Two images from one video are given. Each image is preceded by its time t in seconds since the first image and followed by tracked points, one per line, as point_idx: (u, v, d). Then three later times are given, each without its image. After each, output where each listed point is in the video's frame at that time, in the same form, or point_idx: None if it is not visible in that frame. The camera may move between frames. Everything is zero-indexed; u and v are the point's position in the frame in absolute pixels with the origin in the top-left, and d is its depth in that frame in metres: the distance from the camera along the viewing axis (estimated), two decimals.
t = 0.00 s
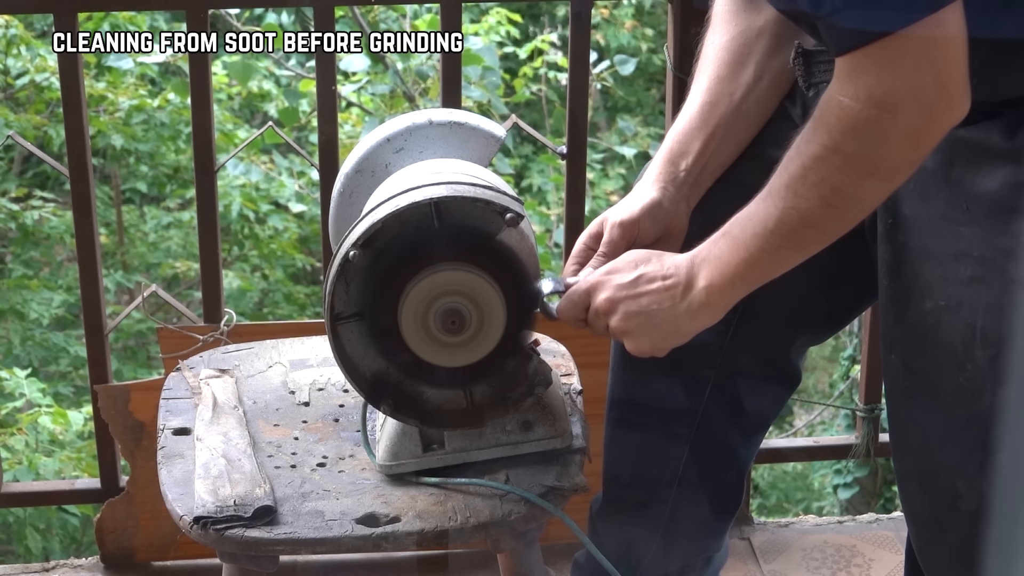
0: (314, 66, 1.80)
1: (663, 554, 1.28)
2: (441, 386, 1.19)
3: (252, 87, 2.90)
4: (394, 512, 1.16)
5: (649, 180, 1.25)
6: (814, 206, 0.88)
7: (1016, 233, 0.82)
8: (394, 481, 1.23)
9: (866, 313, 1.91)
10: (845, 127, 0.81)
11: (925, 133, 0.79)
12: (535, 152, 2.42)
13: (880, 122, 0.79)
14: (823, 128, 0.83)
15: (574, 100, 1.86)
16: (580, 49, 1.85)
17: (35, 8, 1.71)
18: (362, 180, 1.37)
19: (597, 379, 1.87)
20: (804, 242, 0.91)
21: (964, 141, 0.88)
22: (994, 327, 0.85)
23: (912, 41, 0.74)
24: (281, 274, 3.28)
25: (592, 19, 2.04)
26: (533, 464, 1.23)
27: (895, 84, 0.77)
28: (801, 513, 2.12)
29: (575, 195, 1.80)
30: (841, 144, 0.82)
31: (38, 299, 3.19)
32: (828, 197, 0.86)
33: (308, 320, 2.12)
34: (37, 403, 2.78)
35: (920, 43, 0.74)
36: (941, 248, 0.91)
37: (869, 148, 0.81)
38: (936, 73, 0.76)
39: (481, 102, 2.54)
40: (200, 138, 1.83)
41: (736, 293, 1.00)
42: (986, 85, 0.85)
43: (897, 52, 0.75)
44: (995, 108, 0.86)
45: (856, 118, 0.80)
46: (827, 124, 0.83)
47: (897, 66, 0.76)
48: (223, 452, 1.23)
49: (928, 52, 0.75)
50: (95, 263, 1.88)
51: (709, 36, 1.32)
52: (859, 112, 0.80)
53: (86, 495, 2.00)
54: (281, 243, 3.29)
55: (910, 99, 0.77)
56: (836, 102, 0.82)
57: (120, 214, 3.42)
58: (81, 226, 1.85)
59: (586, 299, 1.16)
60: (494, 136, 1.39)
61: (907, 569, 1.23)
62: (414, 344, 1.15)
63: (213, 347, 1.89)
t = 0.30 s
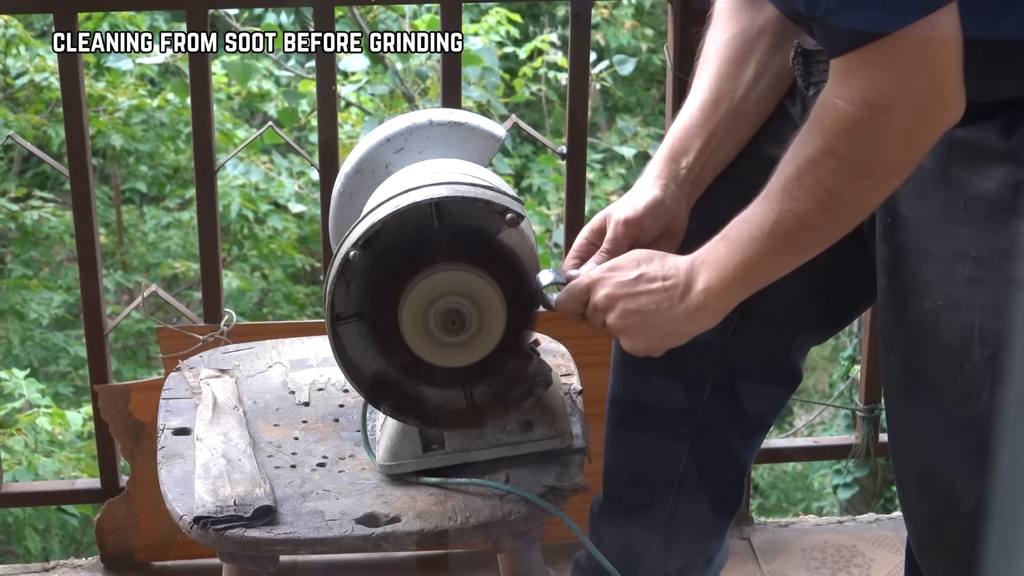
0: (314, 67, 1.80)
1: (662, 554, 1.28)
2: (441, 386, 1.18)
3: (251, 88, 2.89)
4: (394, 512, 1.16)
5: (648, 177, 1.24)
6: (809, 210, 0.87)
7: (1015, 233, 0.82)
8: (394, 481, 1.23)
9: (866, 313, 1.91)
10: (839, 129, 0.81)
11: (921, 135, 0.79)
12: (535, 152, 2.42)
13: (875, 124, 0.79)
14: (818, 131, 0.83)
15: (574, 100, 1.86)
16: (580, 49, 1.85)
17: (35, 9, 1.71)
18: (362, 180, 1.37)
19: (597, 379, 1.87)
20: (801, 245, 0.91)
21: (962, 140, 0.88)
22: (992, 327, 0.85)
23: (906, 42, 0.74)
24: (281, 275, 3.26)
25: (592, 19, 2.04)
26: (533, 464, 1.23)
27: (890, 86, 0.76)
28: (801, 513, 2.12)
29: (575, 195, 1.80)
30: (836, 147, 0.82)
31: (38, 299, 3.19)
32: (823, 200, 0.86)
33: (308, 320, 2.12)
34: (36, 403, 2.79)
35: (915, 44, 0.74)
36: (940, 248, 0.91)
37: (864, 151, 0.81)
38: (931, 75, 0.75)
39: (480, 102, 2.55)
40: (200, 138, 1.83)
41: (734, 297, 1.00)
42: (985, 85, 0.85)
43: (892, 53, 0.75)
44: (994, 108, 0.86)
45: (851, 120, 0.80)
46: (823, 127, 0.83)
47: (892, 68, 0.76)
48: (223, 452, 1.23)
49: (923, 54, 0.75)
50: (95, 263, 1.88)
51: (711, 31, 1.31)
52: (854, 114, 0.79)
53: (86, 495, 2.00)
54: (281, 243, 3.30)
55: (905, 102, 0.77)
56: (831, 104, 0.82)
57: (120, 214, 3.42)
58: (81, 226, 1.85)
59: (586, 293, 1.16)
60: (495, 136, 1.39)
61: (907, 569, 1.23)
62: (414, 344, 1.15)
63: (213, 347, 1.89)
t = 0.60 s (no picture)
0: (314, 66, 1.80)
1: (663, 554, 1.28)
2: (442, 386, 1.18)
3: (251, 88, 2.89)
4: (394, 512, 1.16)
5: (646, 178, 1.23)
6: (807, 217, 0.88)
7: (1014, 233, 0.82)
8: (394, 481, 1.23)
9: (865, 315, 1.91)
10: (835, 134, 0.82)
11: (917, 137, 0.79)
12: (535, 152, 2.42)
13: (872, 128, 0.79)
14: (816, 138, 0.84)
15: (574, 100, 1.86)
16: (580, 48, 1.85)
17: (35, 9, 1.71)
18: (362, 180, 1.37)
19: (597, 380, 1.87)
20: (801, 254, 0.91)
21: (962, 141, 0.88)
22: (992, 328, 0.85)
23: (899, 43, 0.75)
24: (281, 274, 3.27)
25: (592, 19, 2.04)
26: (533, 464, 1.23)
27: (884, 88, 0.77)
28: (801, 513, 2.12)
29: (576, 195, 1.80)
30: (834, 153, 0.83)
31: (37, 299, 3.19)
32: (821, 208, 0.86)
33: (308, 320, 2.12)
34: (34, 403, 2.79)
35: (908, 45, 0.75)
36: (940, 249, 0.91)
37: (863, 155, 0.81)
38: (925, 75, 0.76)
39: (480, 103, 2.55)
40: (200, 139, 1.83)
41: (735, 306, 1.00)
42: (984, 86, 0.85)
43: (885, 54, 0.75)
44: (994, 108, 0.87)
45: (846, 125, 0.80)
46: (820, 134, 0.83)
47: (887, 69, 0.76)
48: (223, 452, 1.23)
49: (916, 54, 0.75)
50: (94, 262, 1.88)
51: (708, 35, 1.31)
52: (850, 119, 0.80)
53: (86, 495, 2.00)
54: (281, 243, 3.30)
55: (900, 103, 0.77)
56: (827, 111, 0.82)
57: (120, 214, 3.42)
58: (81, 226, 1.85)
59: (592, 296, 1.15)
60: (495, 136, 1.40)
61: (907, 569, 1.23)
62: (414, 345, 1.15)
63: (213, 347, 1.89)
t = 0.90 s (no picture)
0: (314, 66, 1.80)
1: (663, 554, 1.28)
2: (441, 386, 1.18)
3: (251, 87, 2.89)
4: (394, 512, 1.16)
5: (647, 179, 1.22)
6: (807, 224, 0.88)
7: (1015, 234, 0.82)
8: (394, 481, 1.23)
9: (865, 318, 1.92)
10: (834, 140, 0.82)
11: (916, 140, 0.79)
12: (535, 152, 2.42)
13: (872, 133, 0.79)
14: (815, 145, 0.84)
15: (574, 100, 1.86)
16: (580, 49, 1.85)
17: (35, 9, 1.71)
18: (362, 180, 1.37)
19: (597, 380, 1.87)
20: (802, 261, 0.91)
21: (963, 142, 0.88)
22: (994, 329, 0.85)
23: (896, 46, 0.75)
24: (280, 274, 3.29)
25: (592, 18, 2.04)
26: (533, 465, 1.24)
27: (883, 93, 0.77)
28: (801, 513, 2.11)
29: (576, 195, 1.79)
30: (833, 159, 0.83)
31: (36, 299, 3.19)
32: (821, 214, 0.86)
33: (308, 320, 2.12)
34: (33, 403, 2.79)
35: (905, 48, 0.75)
36: (941, 250, 0.91)
37: (863, 160, 0.81)
38: (923, 78, 0.76)
39: (479, 103, 2.56)
40: (200, 139, 1.82)
41: (737, 313, 0.99)
42: (985, 87, 0.85)
43: (883, 59, 0.76)
44: (995, 109, 0.87)
45: (846, 131, 0.80)
46: (820, 140, 0.83)
47: (885, 73, 0.76)
48: (223, 452, 1.23)
49: (914, 57, 0.75)
50: (94, 262, 1.88)
51: (705, 44, 1.32)
52: (849, 125, 0.80)
53: (86, 495, 2.00)
54: (280, 243, 3.30)
55: (899, 107, 0.77)
56: (826, 118, 0.82)
57: (119, 214, 3.42)
58: (81, 226, 1.84)
59: (594, 306, 1.15)
60: (495, 136, 1.39)
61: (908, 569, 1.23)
62: (414, 348, 1.15)
63: (213, 347, 1.89)
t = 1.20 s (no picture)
0: (314, 66, 1.80)
1: (663, 554, 1.28)
2: (441, 386, 1.19)
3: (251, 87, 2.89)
4: (394, 512, 1.16)
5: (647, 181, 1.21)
6: (808, 224, 0.88)
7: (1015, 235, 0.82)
8: (394, 481, 1.23)
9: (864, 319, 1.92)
10: (836, 140, 0.82)
11: (917, 140, 0.79)
12: (535, 152, 2.42)
13: (873, 133, 0.80)
14: (817, 146, 0.84)
15: (575, 100, 1.86)
16: (580, 49, 1.85)
17: (34, 9, 1.71)
18: (362, 181, 1.37)
19: (597, 379, 1.87)
20: (803, 262, 0.91)
21: (963, 142, 0.88)
22: (995, 329, 0.85)
23: (897, 46, 0.75)
24: (280, 274, 3.30)
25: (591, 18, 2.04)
26: (533, 465, 1.23)
27: (884, 93, 0.77)
28: (800, 513, 2.11)
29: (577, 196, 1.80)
30: (835, 160, 0.83)
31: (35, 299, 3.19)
32: (822, 214, 0.86)
33: (307, 320, 2.12)
34: (32, 403, 2.79)
35: (906, 48, 0.75)
36: (942, 250, 0.91)
37: (865, 160, 0.81)
38: (924, 78, 0.76)
39: (479, 103, 2.56)
40: (200, 139, 1.83)
41: (738, 314, 1.00)
42: (985, 87, 0.85)
43: (883, 59, 0.76)
44: (995, 110, 0.87)
45: (847, 131, 0.80)
46: (821, 141, 0.83)
47: (885, 73, 0.76)
48: (223, 452, 1.23)
49: (914, 57, 0.75)
50: (94, 262, 1.88)
51: (705, 48, 1.32)
52: (850, 125, 0.80)
53: (86, 495, 2.00)
54: (280, 243, 3.31)
55: (900, 107, 0.77)
56: (827, 118, 0.82)
57: (119, 214, 3.42)
58: (81, 226, 1.84)
59: (595, 309, 1.15)
60: (495, 137, 1.39)
61: (908, 569, 1.23)
62: (415, 347, 1.15)
63: (213, 347, 1.89)
